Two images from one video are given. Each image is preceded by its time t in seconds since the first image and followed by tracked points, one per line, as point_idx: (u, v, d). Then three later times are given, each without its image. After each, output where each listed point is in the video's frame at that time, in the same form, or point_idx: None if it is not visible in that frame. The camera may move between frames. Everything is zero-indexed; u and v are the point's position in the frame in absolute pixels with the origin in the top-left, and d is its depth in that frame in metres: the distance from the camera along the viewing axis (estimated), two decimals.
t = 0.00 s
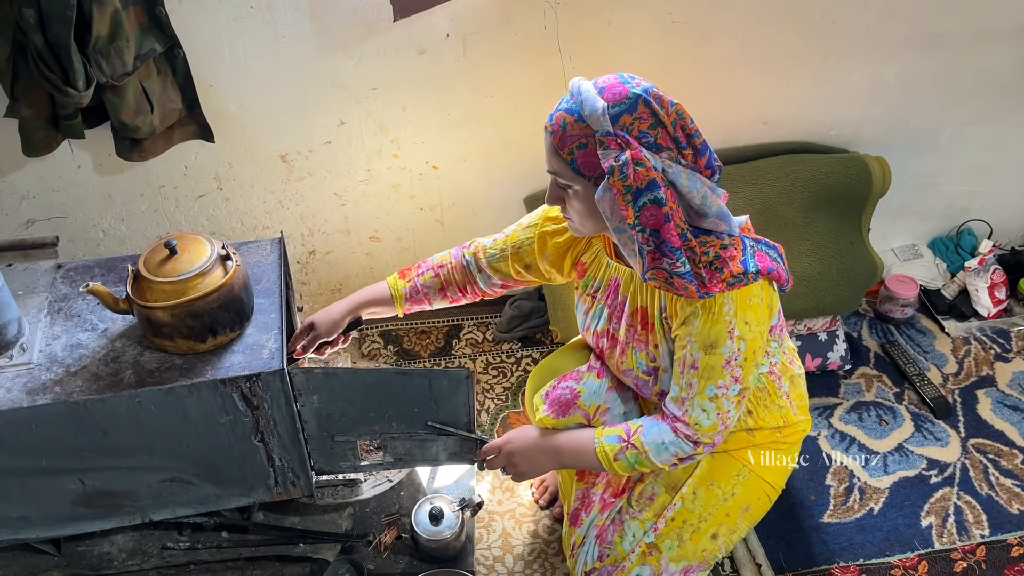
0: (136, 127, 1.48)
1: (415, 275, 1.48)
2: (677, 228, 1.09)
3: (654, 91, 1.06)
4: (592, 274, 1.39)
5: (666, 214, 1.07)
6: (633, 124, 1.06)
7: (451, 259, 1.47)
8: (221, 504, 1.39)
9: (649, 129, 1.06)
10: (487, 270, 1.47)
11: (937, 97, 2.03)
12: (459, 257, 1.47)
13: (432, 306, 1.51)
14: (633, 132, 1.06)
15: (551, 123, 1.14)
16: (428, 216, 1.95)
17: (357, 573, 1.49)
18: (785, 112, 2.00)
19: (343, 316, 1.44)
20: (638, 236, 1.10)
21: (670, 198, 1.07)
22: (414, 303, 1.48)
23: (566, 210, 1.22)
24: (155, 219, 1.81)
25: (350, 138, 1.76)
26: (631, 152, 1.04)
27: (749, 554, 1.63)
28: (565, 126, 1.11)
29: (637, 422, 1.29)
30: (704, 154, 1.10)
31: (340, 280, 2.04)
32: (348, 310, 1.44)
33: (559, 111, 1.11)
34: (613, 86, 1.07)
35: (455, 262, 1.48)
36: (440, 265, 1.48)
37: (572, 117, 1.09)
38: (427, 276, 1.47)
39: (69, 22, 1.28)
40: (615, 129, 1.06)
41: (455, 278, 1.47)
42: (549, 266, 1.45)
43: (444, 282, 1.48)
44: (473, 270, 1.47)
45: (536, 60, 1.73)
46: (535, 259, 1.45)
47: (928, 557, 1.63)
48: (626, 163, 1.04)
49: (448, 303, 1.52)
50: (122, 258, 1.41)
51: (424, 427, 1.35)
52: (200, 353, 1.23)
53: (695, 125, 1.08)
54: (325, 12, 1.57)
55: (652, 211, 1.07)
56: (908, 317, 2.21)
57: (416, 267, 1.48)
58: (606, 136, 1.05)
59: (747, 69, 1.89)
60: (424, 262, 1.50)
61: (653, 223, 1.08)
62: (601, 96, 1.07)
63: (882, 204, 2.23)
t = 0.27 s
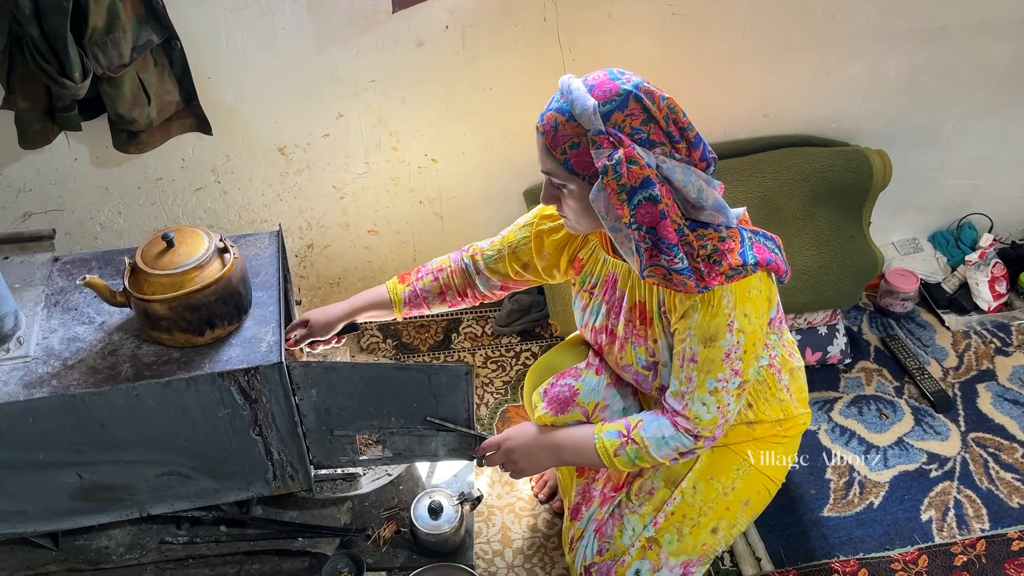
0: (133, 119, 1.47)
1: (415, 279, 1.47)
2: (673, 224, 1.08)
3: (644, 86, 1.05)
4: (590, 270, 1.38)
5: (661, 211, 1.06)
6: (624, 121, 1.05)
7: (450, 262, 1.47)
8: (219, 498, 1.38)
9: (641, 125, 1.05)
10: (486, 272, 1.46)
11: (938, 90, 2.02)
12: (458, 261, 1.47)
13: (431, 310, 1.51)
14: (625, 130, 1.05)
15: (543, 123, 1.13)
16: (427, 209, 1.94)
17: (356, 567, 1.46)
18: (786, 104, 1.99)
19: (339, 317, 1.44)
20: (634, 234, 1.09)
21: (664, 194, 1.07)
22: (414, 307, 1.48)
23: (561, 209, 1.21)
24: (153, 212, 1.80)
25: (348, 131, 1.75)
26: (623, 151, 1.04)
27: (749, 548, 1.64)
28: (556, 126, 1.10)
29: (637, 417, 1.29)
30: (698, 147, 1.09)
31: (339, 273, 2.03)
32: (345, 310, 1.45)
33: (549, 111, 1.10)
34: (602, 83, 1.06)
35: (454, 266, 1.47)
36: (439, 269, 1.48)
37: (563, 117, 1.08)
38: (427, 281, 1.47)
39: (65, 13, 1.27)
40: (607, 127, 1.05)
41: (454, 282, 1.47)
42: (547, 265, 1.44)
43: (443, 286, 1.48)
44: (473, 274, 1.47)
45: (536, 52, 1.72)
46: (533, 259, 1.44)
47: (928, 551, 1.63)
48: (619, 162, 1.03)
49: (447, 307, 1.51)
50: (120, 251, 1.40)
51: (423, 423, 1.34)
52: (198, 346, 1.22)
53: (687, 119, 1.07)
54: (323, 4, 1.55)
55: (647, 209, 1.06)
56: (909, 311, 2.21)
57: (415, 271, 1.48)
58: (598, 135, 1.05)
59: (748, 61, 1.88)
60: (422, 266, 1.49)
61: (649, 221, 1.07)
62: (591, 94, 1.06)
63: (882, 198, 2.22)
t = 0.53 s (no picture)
0: (132, 109, 1.46)
1: (415, 270, 1.46)
2: (671, 218, 1.08)
3: (639, 79, 1.04)
4: (590, 263, 1.37)
5: (659, 205, 1.06)
6: (620, 115, 1.04)
7: (451, 254, 1.46)
8: (219, 489, 1.38)
9: (637, 119, 1.04)
10: (485, 266, 1.46)
11: (941, 82, 2.01)
12: (458, 253, 1.46)
13: (430, 301, 1.50)
14: (620, 124, 1.05)
15: (538, 118, 1.12)
16: (428, 201, 1.93)
17: (356, 559, 1.47)
18: (788, 96, 1.98)
19: (337, 308, 1.43)
20: (632, 229, 1.09)
21: (662, 188, 1.06)
22: (412, 298, 1.48)
23: (558, 203, 1.20)
24: (152, 203, 1.79)
25: (348, 122, 1.74)
26: (619, 146, 1.03)
27: (750, 540, 1.64)
28: (551, 122, 1.09)
29: (639, 410, 1.28)
30: (696, 140, 1.08)
31: (338, 265, 2.02)
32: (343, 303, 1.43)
33: (544, 106, 1.10)
34: (597, 77, 1.05)
35: (455, 258, 1.46)
36: (440, 260, 1.47)
37: (558, 112, 1.08)
38: (427, 271, 1.46)
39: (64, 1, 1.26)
40: (603, 121, 1.05)
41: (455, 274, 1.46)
42: (546, 259, 1.43)
43: (443, 277, 1.47)
44: (475, 266, 1.46)
45: (537, 42, 1.71)
46: (533, 255, 1.43)
47: (929, 544, 1.63)
48: (615, 158, 1.03)
49: (445, 297, 1.51)
50: (119, 241, 1.39)
51: (424, 415, 1.33)
52: (198, 337, 1.22)
53: (684, 111, 1.06)
54: None
55: (644, 203, 1.05)
56: (910, 304, 2.20)
57: (416, 262, 1.47)
58: (594, 130, 1.04)
59: (750, 52, 1.87)
60: (423, 256, 1.48)
61: (647, 216, 1.07)
62: (586, 88, 1.05)
63: (884, 191, 2.21)
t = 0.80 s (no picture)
0: (134, 100, 1.45)
1: (405, 269, 1.45)
2: (675, 208, 1.07)
3: (646, 68, 1.03)
4: (594, 255, 1.37)
5: (663, 194, 1.05)
6: (625, 103, 1.04)
7: (442, 252, 1.45)
8: (222, 482, 1.38)
9: (642, 108, 1.04)
10: (481, 262, 1.44)
11: (946, 75, 2.00)
12: (451, 250, 1.45)
13: (424, 299, 1.49)
14: (625, 112, 1.04)
15: (543, 106, 1.11)
16: (430, 193, 1.92)
17: (359, 553, 1.48)
18: (792, 89, 1.97)
19: (330, 312, 1.41)
20: (636, 218, 1.08)
21: (666, 177, 1.05)
22: (407, 296, 1.47)
23: (562, 193, 1.20)
24: (154, 195, 1.78)
25: (351, 113, 1.73)
26: (624, 134, 1.02)
27: (753, 533, 1.64)
28: (556, 109, 1.08)
29: (643, 402, 1.28)
30: (701, 130, 1.07)
31: (341, 258, 2.01)
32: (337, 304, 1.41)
33: (549, 93, 1.09)
34: (603, 65, 1.05)
35: (447, 255, 1.45)
36: (430, 259, 1.45)
37: (564, 99, 1.07)
38: (419, 271, 1.45)
39: None
40: (608, 109, 1.04)
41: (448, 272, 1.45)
42: (548, 253, 1.43)
43: (436, 275, 1.46)
44: (467, 264, 1.45)
45: (541, 34, 1.70)
46: (534, 247, 1.42)
47: (934, 538, 1.63)
48: (620, 145, 1.02)
49: (440, 295, 1.50)
50: (121, 233, 1.38)
51: (427, 407, 1.33)
52: (201, 329, 1.21)
53: (689, 101, 1.05)
54: None
55: (649, 191, 1.05)
56: (914, 298, 2.20)
57: (406, 261, 1.45)
58: (599, 117, 1.03)
59: (755, 44, 1.86)
60: (412, 255, 1.47)
61: (651, 204, 1.06)
62: (592, 76, 1.04)
63: (888, 184, 2.21)
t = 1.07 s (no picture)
0: (136, 95, 1.45)
1: (403, 270, 1.45)
2: (675, 204, 1.06)
3: (642, 65, 1.02)
4: (596, 251, 1.37)
5: (663, 191, 1.04)
6: (622, 101, 1.03)
7: (439, 253, 1.44)
8: (224, 477, 1.37)
9: (640, 105, 1.03)
10: (478, 262, 1.44)
11: (950, 71, 2.00)
12: (449, 251, 1.44)
13: (423, 301, 1.48)
14: (623, 110, 1.03)
15: (541, 105, 1.11)
16: (433, 189, 1.91)
17: (361, 549, 1.49)
18: (795, 85, 1.96)
19: (327, 314, 1.41)
20: (636, 216, 1.07)
21: (665, 174, 1.05)
22: (404, 298, 1.46)
23: (562, 191, 1.19)
24: (155, 190, 1.78)
25: (353, 109, 1.73)
26: (622, 131, 1.02)
27: (756, 530, 1.64)
28: (554, 108, 1.07)
29: (646, 398, 1.27)
30: (700, 125, 1.06)
31: (343, 254, 2.01)
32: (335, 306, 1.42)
33: (546, 93, 1.08)
34: (600, 63, 1.04)
35: (443, 257, 1.44)
36: (427, 261, 1.45)
37: (561, 98, 1.06)
38: (415, 272, 1.45)
39: None
40: (605, 108, 1.03)
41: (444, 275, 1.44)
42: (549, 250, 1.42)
43: (433, 276, 1.45)
44: (463, 266, 1.44)
45: (544, 29, 1.69)
46: (534, 244, 1.41)
47: (936, 535, 1.62)
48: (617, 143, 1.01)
49: (438, 297, 1.49)
50: (123, 228, 1.38)
51: (430, 403, 1.33)
52: (203, 324, 1.21)
53: (687, 97, 1.04)
54: None
55: (648, 188, 1.04)
56: (916, 295, 2.19)
57: (403, 262, 1.45)
58: (596, 116, 1.03)
59: (758, 40, 1.85)
60: (410, 256, 1.47)
61: (650, 202, 1.05)
62: (588, 74, 1.04)
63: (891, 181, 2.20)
